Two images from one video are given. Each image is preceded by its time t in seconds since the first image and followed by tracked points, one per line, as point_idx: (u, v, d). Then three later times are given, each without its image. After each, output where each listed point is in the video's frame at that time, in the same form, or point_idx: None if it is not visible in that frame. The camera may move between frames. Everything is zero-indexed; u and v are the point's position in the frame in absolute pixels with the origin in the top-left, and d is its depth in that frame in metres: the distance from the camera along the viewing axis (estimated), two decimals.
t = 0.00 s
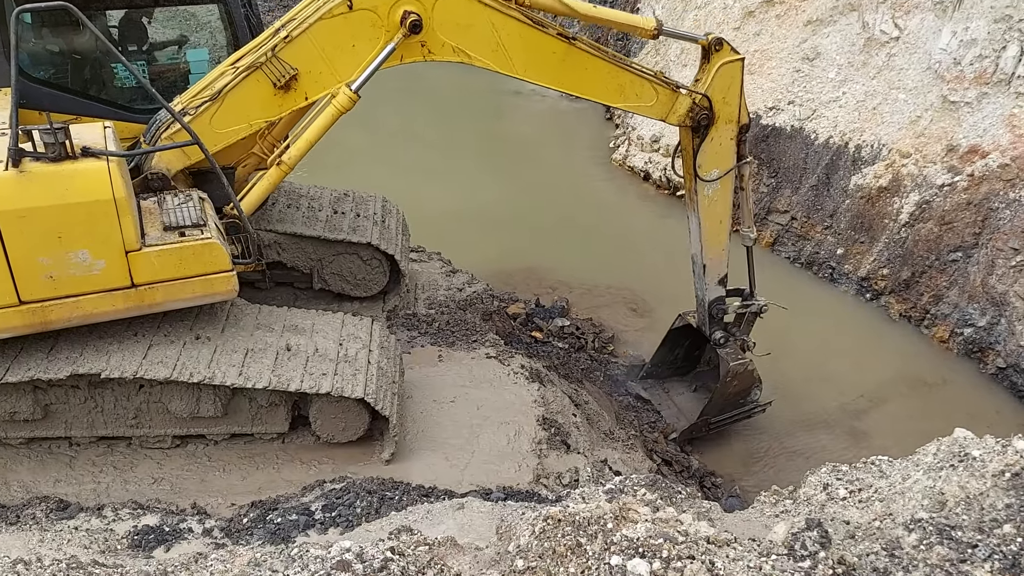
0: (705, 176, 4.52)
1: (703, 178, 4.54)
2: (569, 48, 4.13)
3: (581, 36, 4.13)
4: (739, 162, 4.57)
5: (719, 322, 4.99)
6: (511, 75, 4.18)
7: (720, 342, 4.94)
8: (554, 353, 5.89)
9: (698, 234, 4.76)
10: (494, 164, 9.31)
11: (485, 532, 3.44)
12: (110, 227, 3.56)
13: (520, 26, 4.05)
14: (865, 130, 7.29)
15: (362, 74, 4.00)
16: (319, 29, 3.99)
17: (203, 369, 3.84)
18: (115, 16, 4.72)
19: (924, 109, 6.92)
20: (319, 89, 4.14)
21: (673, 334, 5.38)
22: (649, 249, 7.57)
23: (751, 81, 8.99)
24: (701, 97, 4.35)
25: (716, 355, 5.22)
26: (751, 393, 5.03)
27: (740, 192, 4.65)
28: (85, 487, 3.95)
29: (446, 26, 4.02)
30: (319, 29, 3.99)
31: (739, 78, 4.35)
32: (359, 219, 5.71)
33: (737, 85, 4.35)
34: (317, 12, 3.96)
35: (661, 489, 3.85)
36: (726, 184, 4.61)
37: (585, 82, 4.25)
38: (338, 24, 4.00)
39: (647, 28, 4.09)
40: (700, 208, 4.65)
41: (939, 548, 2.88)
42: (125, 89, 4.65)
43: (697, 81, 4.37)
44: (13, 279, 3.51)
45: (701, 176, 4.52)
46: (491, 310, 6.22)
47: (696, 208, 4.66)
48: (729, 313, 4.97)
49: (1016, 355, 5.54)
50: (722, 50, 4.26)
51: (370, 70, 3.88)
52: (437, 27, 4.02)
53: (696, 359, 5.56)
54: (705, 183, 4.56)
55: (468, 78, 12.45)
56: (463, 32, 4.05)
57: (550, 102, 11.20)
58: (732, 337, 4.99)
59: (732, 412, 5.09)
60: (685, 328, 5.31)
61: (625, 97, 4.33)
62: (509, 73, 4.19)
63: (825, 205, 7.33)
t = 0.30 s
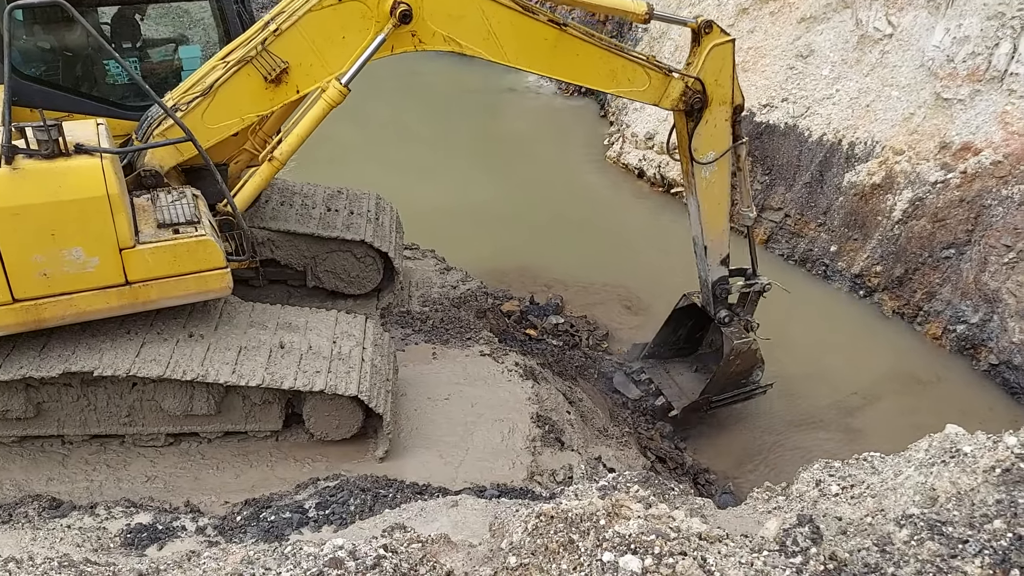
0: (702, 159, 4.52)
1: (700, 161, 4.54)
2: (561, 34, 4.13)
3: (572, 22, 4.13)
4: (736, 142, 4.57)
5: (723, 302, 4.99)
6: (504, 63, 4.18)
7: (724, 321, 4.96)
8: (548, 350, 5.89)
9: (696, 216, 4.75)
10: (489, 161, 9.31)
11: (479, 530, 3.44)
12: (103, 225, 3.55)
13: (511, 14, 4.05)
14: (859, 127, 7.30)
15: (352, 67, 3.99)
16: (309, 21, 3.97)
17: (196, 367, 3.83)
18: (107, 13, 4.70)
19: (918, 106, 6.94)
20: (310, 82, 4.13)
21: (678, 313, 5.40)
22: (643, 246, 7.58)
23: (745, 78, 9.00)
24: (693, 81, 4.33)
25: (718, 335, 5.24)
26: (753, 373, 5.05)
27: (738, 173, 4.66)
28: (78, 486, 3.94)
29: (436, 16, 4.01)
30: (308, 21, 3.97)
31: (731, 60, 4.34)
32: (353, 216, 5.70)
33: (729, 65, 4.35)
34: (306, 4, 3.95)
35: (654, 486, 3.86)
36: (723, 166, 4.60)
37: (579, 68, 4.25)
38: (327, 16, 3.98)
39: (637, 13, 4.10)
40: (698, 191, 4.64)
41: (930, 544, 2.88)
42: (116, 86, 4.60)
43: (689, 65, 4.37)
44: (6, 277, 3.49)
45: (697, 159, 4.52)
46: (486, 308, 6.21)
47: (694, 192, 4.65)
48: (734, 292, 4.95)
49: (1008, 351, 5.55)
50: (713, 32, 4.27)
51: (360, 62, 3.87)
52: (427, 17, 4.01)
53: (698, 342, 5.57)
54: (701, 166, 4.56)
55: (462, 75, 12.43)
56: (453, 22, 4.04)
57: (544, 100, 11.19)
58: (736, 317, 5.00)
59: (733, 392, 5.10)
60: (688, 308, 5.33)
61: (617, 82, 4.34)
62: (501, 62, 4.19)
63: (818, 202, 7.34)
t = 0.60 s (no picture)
0: (700, 146, 4.53)
1: (699, 149, 4.55)
2: (555, 26, 4.13)
3: (566, 13, 4.14)
4: (733, 128, 4.59)
5: (729, 285, 4.99)
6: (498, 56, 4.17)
7: (731, 305, 4.96)
8: (545, 349, 5.89)
9: (698, 202, 4.76)
10: (484, 160, 9.31)
11: (475, 528, 3.44)
12: (100, 224, 3.54)
13: (505, 6, 4.04)
14: (855, 125, 7.31)
15: (345, 62, 3.98)
16: (302, 16, 3.97)
17: (191, 366, 3.82)
18: (100, 11, 4.69)
19: (913, 105, 6.95)
20: (304, 77, 4.12)
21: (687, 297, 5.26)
22: (639, 245, 7.59)
23: (741, 77, 9.01)
24: (688, 70, 4.34)
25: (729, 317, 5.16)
26: (771, 346, 5.00)
27: (737, 158, 4.68)
28: (74, 485, 3.93)
29: (429, 8, 4.01)
30: (301, 16, 3.97)
31: (724, 47, 4.34)
32: (349, 214, 5.69)
33: (723, 53, 4.36)
34: None
35: (651, 485, 3.87)
36: (722, 153, 4.64)
37: (574, 60, 4.26)
38: (320, 12, 3.98)
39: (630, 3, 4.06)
40: (698, 178, 4.65)
41: (925, 543, 2.89)
42: (111, 84, 4.59)
43: (683, 54, 4.38)
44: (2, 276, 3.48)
45: (695, 147, 4.53)
46: (482, 306, 6.21)
47: (694, 179, 4.67)
48: (740, 274, 4.96)
49: (1003, 350, 5.56)
50: (705, 21, 4.25)
51: (353, 56, 3.87)
52: (420, 10, 4.01)
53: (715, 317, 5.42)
54: (700, 153, 4.57)
55: (458, 74, 12.43)
56: (447, 14, 4.03)
57: (539, 99, 11.21)
58: (745, 297, 5.01)
59: (755, 368, 5.07)
60: (698, 292, 5.20)
61: (613, 72, 4.34)
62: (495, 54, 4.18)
63: (814, 200, 7.36)
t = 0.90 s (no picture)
0: (685, 162, 4.55)
1: (683, 164, 4.58)
2: (550, 38, 4.12)
3: (561, 26, 4.13)
4: (717, 145, 4.62)
5: (707, 302, 5.01)
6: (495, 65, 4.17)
7: (708, 322, 4.98)
8: (541, 347, 5.89)
9: (679, 218, 4.77)
10: (481, 159, 9.30)
11: (471, 527, 3.44)
12: (100, 222, 3.53)
13: (503, 16, 4.05)
14: (850, 124, 7.32)
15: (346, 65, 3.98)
16: (304, 20, 3.97)
17: (187, 365, 3.82)
18: (91, 9, 4.67)
19: (909, 103, 6.96)
20: (303, 81, 4.11)
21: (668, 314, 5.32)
22: (636, 243, 7.60)
23: (737, 75, 9.03)
24: (677, 85, 4.35)
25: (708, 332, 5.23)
26: (751, 360, 5.12)
27: (719, 175, 4.72)
28: (69, 484, 3.93)
29: (429, 16, 4.00)
30: (303, 20, 3.97)
31: (712, 64, 4.37)
32: (345, 213, 5.69)
33: (711, 71, 4.38)
34: (300, 3, 3.94)
35: (646, 483, 3.87)
36: (705, 169, 4.65)
37: (564, 72, 4.24)
38: (321, 16, 3.98)
39: (623, 17, 4.09)
40: (682, 194, 4.67)
41: (921, 540, 2.89)
42: (105, 82, 4.60)
43: (672, 70, 4.38)
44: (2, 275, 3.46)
45: (680, 162, 4.55)
46: (478, 305, 6.21)
47: (678, 194, 4.68)
48: (717, 291, 4.99)
49: (998, 348, 5.57)
50: (694, 38, 4.25)
51: (354, 60, 3.86)
52: (420, 17, 3.99)
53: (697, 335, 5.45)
54: (684, 168, 4.59)
55: (455, 73, 12.42)
56: (445, 22, 4.02)
57: (536, 97, 11.21)
58: (721, 314, 5.05)
59: (737, 382, 5.18)
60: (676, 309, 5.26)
61: (603, 85, 4.33)
62: (491, 63, 4.18)
63: (810, 199, 7.37)
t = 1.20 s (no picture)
0: (686, 173, 4.53)
1: (684, 175, 4.55)
2: (551, 45, 4.12)
3: (563, 32, 4.12)
4: (720, 156, 4.59)
5: (705, 315, 5.00)
6: (495, 70, 4.17)
7: (704, 334, 4.97)
8: (539, 345, 5.89)
9: (679, 228, 4.76)
10: (479, 156, 9.30)
11: (469, 524, 3.44)
12: (95, 219, 3.52)
13: (504, 22, 4.03)
14: (848, 121, 7.33)
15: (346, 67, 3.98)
16: (304, 21, 3.96)
17: (185, 362, 3.82)
18: (88, 6, 4.62)
19: (906, 101, 6.97)
20: (302, 82, 4.11)
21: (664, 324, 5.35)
22: (633, 241, 7.60)
23: (734, 72, 9.04)
24: (680, 96, 4.34)
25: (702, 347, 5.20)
26: (741, 381, 5.08)
27: (720, 186, 4.68)
28: (67, 482, 3.92)
29: (430, 21, 4.00)
30: (303, 21, 3.96)
31: (716, 76, 4.35)
32: (342, 211, 5.68)
33: (714, 82, 4.36)
34: (301, 5, 3.94)
35: (644, 480, 3.87)
36: (706, 180, 4.62)
37: (565, 78, 4.24)
38: (322, 18, 3.97)
39: (626, 26, 4.07)
40: (682, 204, 4.65)
41: (918, 536, 2.90)
42: (102, 79, 4.59)
43: (675, 80, 4.38)
44: None
45: (681, 172, 4.53)
46: (476, 303, 6.21)
47: (678, 204, 4.67)
48: (716, 305, 4.98)
49: (995, 345, 5.57)
50: (699, 49, 4.25)
51: (354, 64, 3.86)
52: (421, 21, 3.99)
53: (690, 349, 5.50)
54: (685, 179, 4.57)
55: (453, 72, 12.42)
56: (447, 27, 4.02)
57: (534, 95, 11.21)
58: (719, 329, 5.04)
59: (724, 401, 5.14)
60: (673, 320, 5.28)
61: (605, 94, 4.33)
62: (491, 69, 4.18)
63: (807, 196, 7.37)
